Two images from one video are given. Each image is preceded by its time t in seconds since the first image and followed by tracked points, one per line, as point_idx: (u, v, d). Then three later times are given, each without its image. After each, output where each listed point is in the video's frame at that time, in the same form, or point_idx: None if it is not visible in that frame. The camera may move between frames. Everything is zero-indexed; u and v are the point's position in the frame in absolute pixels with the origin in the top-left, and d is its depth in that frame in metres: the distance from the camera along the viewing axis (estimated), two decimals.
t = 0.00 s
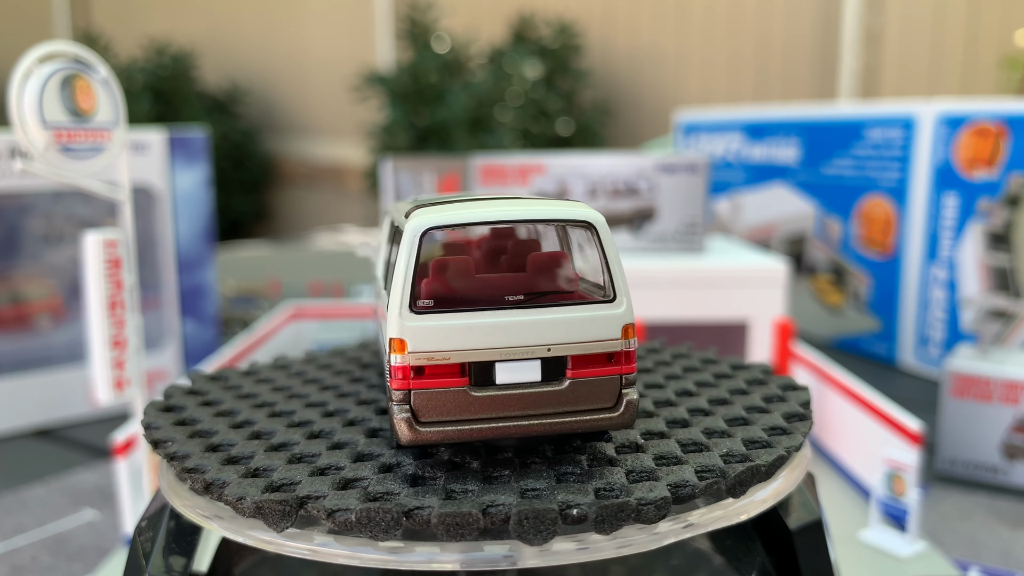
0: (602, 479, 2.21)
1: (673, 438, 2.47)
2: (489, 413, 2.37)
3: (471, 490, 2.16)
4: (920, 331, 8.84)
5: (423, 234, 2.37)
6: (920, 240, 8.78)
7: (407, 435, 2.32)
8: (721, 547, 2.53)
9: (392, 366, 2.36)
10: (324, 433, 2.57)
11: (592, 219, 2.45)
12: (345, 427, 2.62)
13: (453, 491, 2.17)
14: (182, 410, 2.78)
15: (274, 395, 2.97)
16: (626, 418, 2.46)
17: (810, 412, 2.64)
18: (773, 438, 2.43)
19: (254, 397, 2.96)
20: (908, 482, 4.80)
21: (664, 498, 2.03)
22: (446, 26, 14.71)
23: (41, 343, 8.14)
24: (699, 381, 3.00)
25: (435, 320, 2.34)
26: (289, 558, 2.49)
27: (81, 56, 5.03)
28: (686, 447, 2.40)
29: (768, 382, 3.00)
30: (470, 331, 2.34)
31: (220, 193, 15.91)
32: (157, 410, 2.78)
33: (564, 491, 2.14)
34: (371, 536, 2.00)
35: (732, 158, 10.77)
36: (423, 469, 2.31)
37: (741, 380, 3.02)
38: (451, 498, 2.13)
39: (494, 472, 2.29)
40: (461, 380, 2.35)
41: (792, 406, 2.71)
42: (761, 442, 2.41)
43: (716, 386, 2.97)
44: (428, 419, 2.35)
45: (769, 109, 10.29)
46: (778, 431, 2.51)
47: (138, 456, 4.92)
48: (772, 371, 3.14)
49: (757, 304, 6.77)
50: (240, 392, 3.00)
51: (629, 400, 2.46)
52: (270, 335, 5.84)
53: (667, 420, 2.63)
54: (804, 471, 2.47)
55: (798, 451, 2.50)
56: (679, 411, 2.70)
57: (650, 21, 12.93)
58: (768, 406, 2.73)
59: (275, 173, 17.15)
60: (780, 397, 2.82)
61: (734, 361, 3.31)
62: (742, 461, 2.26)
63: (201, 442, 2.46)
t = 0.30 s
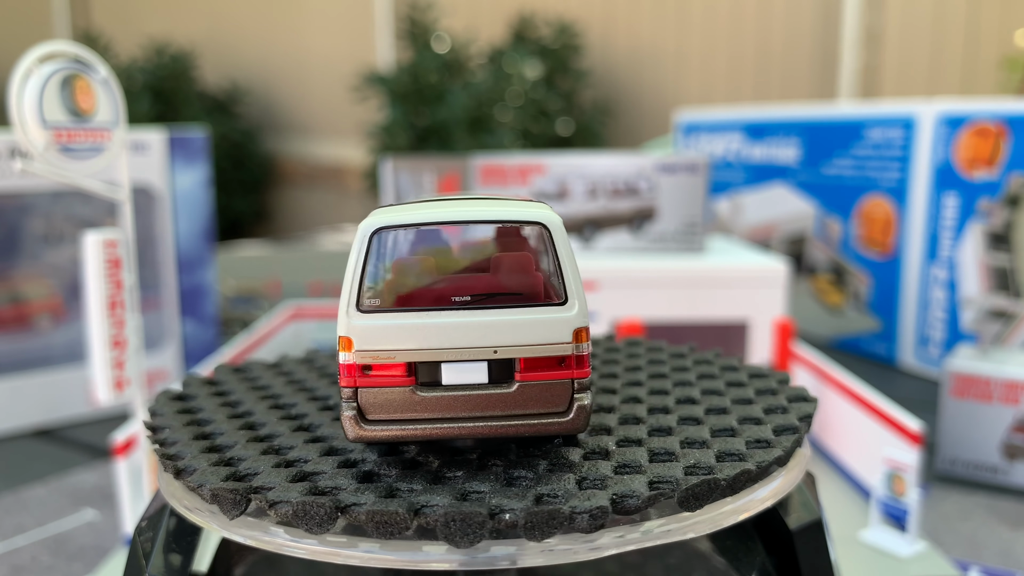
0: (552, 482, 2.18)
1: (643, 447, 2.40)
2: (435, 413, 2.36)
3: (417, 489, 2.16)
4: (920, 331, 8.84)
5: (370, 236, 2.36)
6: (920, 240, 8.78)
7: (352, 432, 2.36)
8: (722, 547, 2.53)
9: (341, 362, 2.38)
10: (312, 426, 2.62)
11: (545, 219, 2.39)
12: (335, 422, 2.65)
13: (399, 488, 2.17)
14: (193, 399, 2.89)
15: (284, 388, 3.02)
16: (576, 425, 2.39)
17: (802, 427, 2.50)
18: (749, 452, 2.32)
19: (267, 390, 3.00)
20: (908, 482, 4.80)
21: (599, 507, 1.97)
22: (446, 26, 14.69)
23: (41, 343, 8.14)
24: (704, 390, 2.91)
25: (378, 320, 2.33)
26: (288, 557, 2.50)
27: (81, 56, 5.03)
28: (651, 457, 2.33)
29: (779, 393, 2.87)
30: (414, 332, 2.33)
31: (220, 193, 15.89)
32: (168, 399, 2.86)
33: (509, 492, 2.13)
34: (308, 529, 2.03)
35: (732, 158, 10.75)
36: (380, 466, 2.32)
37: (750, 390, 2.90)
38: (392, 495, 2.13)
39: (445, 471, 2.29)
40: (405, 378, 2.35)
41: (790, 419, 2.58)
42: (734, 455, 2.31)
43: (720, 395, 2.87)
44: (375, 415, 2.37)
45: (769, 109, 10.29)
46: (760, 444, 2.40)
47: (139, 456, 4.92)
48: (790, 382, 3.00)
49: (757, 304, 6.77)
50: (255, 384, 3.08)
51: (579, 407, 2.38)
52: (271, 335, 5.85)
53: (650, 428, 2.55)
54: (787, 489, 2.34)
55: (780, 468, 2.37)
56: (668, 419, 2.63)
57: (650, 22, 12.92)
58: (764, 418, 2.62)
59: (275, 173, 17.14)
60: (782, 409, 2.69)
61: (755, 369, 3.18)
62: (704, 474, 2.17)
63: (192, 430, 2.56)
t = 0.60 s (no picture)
0: (496, 485, 2.18)
1: (606, 454, 2.34)
2: (383, 411, 2.41)
3: (364, 487, 2.18)
4: (920, 331, 8.84)
5: (325, 236, 2.44)
6: (920, 240, 8.78)
7: (304, 425, 2.44)
8: (722, 547, 2.53)
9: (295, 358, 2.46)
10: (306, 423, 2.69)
11: (495, 221, 2.43)
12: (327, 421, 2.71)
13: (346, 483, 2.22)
14: (209, 393, 3.03)
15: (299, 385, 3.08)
16: (522, 430, 2.37)
17: (785, 443, 2.37)
18: (714, 466, 2.22)
19: (286, 390, 3.04)
20: (908, 482, 4.80)
21: (524, 514, 1.95)
22: (446, 26, 14.68)
23: (42, 343, 8.14)
24: (705, 399, 2.81)
25: (325, 317, 2.40)
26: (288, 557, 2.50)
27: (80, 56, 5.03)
28: (607, 466, 2.25)
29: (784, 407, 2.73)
30: (361, 330, 2.38)
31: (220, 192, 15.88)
32: (185, 399, 2.93)
33: (447, 491, 2.16)
34: (250, 517, 2.08)
35: (732, 158, 10.74)
36: (340, 461, 2.37)
37: (753, 403, 2.78)
38: (335, 491, 2.16)
39: (398, 469, 2.32)
40: (353, 376, 2.41)
41: (777, 433, 2.46)
42: (697, 468, 2.22)
43: (719, 406, 2.77)
44: (327, 411, 2.44)
45: (770, 109, 10.28)
46: (732, 458, 2.29)
47: (138, 456, 4.92)
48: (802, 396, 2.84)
49: (757, 304, 6.77)
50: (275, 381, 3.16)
51: (522, 410, 2.36)
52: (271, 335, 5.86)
53: (626, 434, 2.48)
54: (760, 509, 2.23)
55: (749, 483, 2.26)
56: (650, 426, 2.55)
57: (650, 23, 12.92)
58: (751, 431, 2.51)
59: (275, 173, 17.13)
60: (776, 423, 2.56)
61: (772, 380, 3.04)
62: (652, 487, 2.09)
63: (190, 421, 2.70)
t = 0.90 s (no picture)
0: (444, 486, 2.20)
1: (569, 461, 2.33)
2: (340, 408, 2.42)
3: (320, 482, 2.22)
4: (920, 331, 8.85)
5: (292, 232, 2.50)
6: (920, 240, 8.78)
7: (267, 418, 2.49)
8: (722, 547, 2.54)
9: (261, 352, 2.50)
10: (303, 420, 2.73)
11: (449, 221, 2.41)
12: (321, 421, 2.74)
13: (303, 476, 2.27)
14: (223, 390, 3.11)
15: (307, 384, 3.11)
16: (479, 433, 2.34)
17: (761, 456, 2.29)
18: (676, 477, 2.18)
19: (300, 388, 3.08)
20: (908, 481, 4.81)
21: (457, 516, 1.98)
22: (446, 26, 14.69)
23: (41, 343, 8.14)
24: (702, 407, 2.75)
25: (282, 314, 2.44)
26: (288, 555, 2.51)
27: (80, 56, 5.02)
28: (565, 473, 2.24)
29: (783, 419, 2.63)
30: (318, 326, 2.39)
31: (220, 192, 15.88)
32: (196, 398, 2.98)
33: (396, 487, 2.20)
34: (210, 505, 2.17)
35: (732, 158, 10.75)
36: (312, 457, 2.43)
37: (752, 413, 2.70)
38: (291, 484, 2.22)
39: (360, 465, 2.36)
40: (311, 374, 2.43)
41: (758, 445, 2.38)
42: (657, 478, 2.18)
43: (714, 414, 2.70)
44: (289, 405, 2.48)
45: (770, 109, 10.28)
46: (700, 468, 2.23)
47: (139, 456, 4.92)
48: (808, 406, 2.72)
49: (756, 304, 6.77)
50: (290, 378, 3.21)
51: (471, 412, 2.33)
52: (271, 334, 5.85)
53: (602, 440, 2.46)
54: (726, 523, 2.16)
55: (713, 496, 2.20)
56: (631, 432, 2.52)
57: (650, 23, 12.93)
58: (734, 441, 2.44)
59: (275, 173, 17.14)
60: (763, 436, 2.47)
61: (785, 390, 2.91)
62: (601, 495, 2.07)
63: (193, 415, 2.80)
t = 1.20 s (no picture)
0: (398, 482, 2.23)
1: (531, 466, 2.31)
2: (301, 403, 2.44)
3: (281, 475, 2.27)
4: (920, 331, 8.86)
5: (264, 231, 2.55)
6: (919, 241, 8.79)
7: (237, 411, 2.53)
8: (722, 546, 2.54)
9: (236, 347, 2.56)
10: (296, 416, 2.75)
11: (404, 223, 2.39)
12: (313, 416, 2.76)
13: (267, 469, 2.33)
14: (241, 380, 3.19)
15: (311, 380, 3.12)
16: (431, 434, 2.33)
17: (728, 468, 2.21)
18: (629, 485, 2.13)
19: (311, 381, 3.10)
20: (907, 481, 4.82)
21: (393, 515, 1.99)
22: (446, 26, 14.70)
23: (42, 343, 8.15)
24: (693, 413, 2.69)
25: (285, 313, 2.44)
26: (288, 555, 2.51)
27: (80, 56, 5.03)
28: (520, 478, 2.22)
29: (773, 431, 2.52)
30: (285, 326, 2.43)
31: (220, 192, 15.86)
32: (211, 390, 3.05)
33: (351, 481, 2.23)
34: (181, 492, 2.28)
35: (732, 158, 10.75)
36: (288, 450, 2.48)
37: (744, 422, 2.61)
38: (254, 475, 2.28)
39: (326, 462, 2.39)
40: (279, 370, 2.47)
41: (732, 455, 2.30)
42: (611, 485, 2.14)
43: (703, 420, 2.64)
44: (259, 399, 2.51)
45: (770, 109, 10.28)
46: (660, 478, 2.17)
47: (139, 456, 4.93)
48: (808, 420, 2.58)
49: (756, 303, 6.78)
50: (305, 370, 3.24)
51: (422, 412, 2.31)
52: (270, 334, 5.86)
53: (574, 446, 2.43)
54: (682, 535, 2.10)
55: (670, 506, 2.14)
56: (608, 437, 2.48)
57: (650, 22, 12.92)
58: (709, 449, 2.37)
59: (276, 173, 17.14)
60: (742, 447, 2.38)
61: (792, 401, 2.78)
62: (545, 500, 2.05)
63: (200, 405, 2.90)
